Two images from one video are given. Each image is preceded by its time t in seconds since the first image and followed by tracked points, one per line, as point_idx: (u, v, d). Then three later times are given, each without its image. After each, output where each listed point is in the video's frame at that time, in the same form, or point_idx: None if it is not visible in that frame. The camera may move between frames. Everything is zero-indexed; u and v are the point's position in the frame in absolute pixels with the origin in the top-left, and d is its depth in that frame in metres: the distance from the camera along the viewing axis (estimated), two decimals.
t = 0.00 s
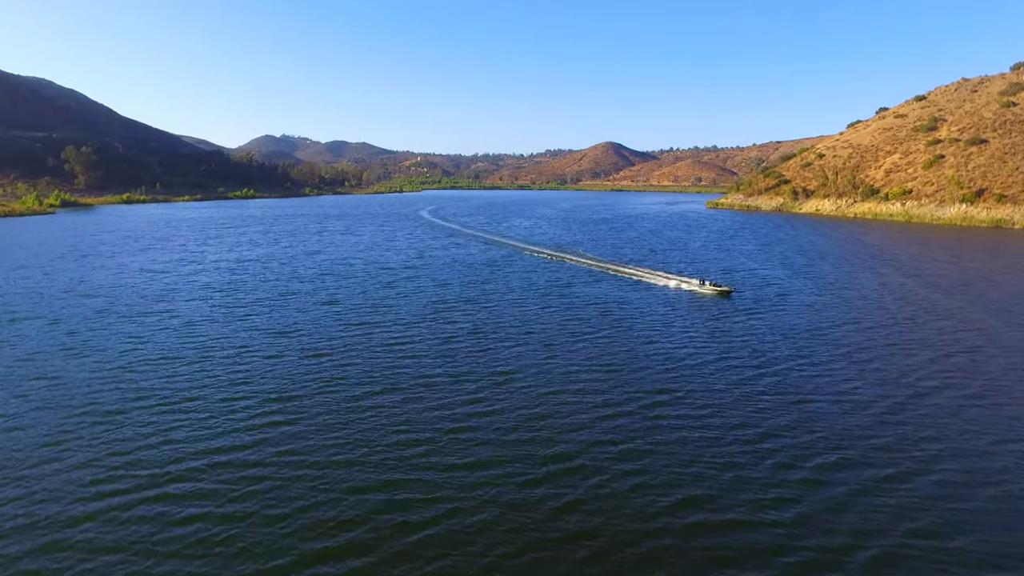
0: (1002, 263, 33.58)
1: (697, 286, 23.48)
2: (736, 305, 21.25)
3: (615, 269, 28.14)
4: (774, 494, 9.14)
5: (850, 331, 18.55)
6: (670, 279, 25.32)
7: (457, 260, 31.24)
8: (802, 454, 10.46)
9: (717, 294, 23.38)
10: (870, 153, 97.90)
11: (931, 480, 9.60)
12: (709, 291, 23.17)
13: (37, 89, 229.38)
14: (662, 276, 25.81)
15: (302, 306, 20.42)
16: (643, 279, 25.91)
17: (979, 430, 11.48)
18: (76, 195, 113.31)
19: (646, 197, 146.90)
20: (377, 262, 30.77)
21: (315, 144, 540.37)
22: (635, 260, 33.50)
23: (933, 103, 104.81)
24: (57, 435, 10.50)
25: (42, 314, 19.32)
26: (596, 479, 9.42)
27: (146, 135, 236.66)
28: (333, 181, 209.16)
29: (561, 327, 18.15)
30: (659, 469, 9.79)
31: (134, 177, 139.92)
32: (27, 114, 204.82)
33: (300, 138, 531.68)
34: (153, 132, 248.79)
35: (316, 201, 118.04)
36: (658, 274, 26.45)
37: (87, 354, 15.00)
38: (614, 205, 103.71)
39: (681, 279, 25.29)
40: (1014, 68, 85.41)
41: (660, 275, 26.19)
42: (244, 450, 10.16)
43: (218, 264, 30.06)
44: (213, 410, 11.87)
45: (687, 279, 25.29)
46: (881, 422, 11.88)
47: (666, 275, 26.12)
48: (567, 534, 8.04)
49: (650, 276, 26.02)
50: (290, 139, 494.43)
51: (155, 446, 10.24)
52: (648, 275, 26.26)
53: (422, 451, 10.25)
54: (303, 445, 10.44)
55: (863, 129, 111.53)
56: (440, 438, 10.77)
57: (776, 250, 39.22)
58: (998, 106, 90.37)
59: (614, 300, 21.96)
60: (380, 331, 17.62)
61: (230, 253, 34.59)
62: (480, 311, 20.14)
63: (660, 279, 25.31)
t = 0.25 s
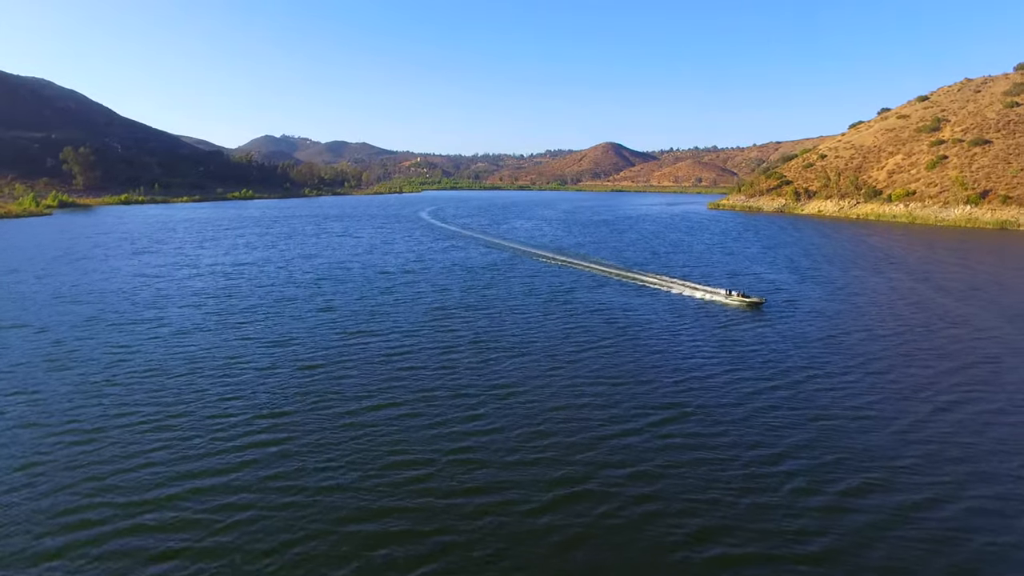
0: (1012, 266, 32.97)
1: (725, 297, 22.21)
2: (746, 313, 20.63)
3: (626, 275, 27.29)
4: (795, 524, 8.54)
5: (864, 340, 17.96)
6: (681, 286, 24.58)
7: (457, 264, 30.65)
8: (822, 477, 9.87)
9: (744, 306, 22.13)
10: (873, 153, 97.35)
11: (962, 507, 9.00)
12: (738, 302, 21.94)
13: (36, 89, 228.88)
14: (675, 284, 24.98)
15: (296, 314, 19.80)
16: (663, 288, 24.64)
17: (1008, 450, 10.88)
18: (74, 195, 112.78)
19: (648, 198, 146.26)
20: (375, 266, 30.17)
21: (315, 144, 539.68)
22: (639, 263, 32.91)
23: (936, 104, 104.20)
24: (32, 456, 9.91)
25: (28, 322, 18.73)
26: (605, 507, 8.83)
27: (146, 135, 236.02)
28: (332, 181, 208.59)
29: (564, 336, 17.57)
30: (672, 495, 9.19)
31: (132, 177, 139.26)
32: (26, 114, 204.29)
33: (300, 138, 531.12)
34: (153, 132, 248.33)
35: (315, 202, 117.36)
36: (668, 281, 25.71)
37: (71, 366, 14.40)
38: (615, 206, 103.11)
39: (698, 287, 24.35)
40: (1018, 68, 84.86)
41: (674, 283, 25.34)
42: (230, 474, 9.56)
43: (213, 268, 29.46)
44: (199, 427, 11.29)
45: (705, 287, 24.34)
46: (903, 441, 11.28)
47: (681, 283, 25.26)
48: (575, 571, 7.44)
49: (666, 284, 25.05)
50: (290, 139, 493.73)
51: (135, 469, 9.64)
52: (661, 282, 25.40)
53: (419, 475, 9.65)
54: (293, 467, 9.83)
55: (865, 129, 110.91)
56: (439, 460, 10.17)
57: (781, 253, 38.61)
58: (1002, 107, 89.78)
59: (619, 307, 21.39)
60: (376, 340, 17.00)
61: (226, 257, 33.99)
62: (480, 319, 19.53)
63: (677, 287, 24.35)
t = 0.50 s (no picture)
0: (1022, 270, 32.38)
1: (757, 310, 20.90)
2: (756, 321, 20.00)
3: (636, 282, 26.48)
4: (820, 558, 7.95)
5: (877, 349, 17.41)
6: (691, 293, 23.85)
7: (457, 268, 30.01)
8: (845, 503, 9.28)
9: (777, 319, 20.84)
10: (876, 154, 96.73)
11: (996, 538, 8.41)
12: (771, 314, 20.57)
13: (35, 88, 228.25)
14: (687, 292, 24.18)
15: (291, 322, 19.18)
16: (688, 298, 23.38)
17: None
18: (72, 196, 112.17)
19: (648, 198, 145.61)
20: (373, 270, 29.57)
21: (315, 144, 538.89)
22: (642, 267, 32.27)
23: (939, 104, 103.59)
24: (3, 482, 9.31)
25: (14, 331, 18.13)
26: (615, 538, 8.24)
27: (145, 136, 235.29)
28: (332, 182, 207.86)
29: (568, 346, 16.95)
30: (686, 525, 8.59)
31: (131, 178, 138.59)
32: (25, 114, 203.63)
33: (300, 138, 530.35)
34: (152, 132, 247.67)
35: (314, 203, 116.69)
36: (679, 288, 24.90)
37: (53, 379, 13.80)
38: (616, 207, 102.42)
39: (714, 296, 23.45)
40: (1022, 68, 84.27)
41: (685, 290, 24.52)
42: (214, 501, 8.94)
43: (208, 273, 28.85)
44: (184, 447, 10.68)
45: (724, 296, 23.35)
46: (928, 461, 10.69)
47: (694, 291, 24.41)
48: None
49: (680, 292, 24.16)
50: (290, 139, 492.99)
51: (111, 496, 9.02)
52: (673, 290, 24.55)
53: (416, 502, 9.05)
54: (281, 493, 9.22)
55: (867, 130, 110.24)
56: (438, 484, 9.57)
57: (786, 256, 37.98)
58: (1005, 107, 89.18)
59: (623, 314, 20.81)
60: (373, 351, 16.39)
61: (222, 260, 33.37)
62: (481, 327, 18.91)
63: (694, 296, 23.38)
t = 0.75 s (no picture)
0: None
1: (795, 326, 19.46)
2: (765, 330, 19.38)
3: (644, 288, 25.75)
4: None
5: (891, 359, 16.83)
6: (699, 301, 23.15)
7: (456, 273, 29.41)
8: (870, 532, 8.69)
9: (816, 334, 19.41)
10: (879, 155, 96.08)
11: None
12: (809, 329, 19.10)
13: (34, 88, 227.71)
14: (697, 299, 23.48)
15: (286, 330, 18.57)
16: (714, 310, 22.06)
17: None
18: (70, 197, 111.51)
19: (649, 199, 144.91)
20: (372, 275, 28.97)
21: (315, 145, 538.17)
22: (646, 270, 31.66)
23: (942, 104, 102.93)
24: None
25: None
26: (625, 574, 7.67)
27: (145, 136, 234.60)
28: (331, 182, 207.13)
29: (573, 357, 16.35)
30: (702, 558, 8.02)
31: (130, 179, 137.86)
32: (23, 114, 203.02)
33: (299, 138, 529.57)
34: (152, 132, 247.03)
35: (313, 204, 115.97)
36: (688, 295, 24.21)
37: (34, 392, 13.21)
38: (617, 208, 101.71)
39: (728, 305, 22.66)
40: None
41: (695, 298, 23.80)
42: (194, 532, 8.35)
43: (203, 277, 28.27)
44: (166, 468, 10.09)
45: (738, 305, 22.51)
46: (955, 483, 10.10)
47: (704, 299, 23.68)
48: None
49: (691, 300, 23.38)
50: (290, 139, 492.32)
51: (84, 526, 8.43)
52: (683, 298, 23.80)
53: (413, 532, 8.47)
54: (267, 522, 8.64)
55: (870, 130, 109.53)
56: (435, 511, 8.99)
57: (792, 259, 37.34)
58: (1009, 107, 88.56)
59: (628, 321, 20.23)
60: (371, 362, 15.80)
61: (217, 264, 32.77)
62: (482, 335, 18.31)
63: (708, 305, 22.52)
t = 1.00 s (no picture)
0: None
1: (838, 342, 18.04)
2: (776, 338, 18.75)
3: (651, 293, 25.01)
4: None
5: (908, 369, 16.21)
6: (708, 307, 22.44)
7: (456, 277, 28.79)
8: (900, 567, 8.09)
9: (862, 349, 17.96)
10: (882, 155, 95.48)
11: None
12: (852, 347, 17.70)
13: (34, 89, 226.41)
14: (706, 305, 22.76)
15: (280, 339, 17.97)
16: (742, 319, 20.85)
17: None
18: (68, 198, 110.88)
19: (650, 199, 144.12)
20: (370, 279, 28.37)
21: (315, 145, 537.47)
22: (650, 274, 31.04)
23: (945, 104, 102.31)
24: None
25: None
26: None
27: (145, 137, 233.95)
28: (331, 182, 206.44)
29: (578, 368, 15.73)
30: None
31: (129, 180, 137.20)
32: (22, 115, 202.41)
33: (300, 139, 529.98)
34: (151, 132, 246.45)
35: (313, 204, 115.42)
36: (697, 302, 23.45)
37: (13, 408, 12.59)
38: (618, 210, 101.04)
39: (740, 312, 21.88)
40: None
41: (704, 304, 23.05)
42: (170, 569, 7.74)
43: (198, 281, 27.65)
44: (145, 492, 9.47)
45: (751, 313, 21.72)
46: (987, 508, 9.49)
47: (713, 305, 22.95)
48: None
49: (700, 306, 22.64)
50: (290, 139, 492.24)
51: (53, 561, 7.81)
52: (693, 304, 23.04)
53: (409, 568, 7.87)
54: (251, 557, 8.01)
55: (873, 130, 108.83)
56: (433, 544, 8.38)
57: (797, 262, 36.69)
58: (1014, 107, 87.92)
59: (633, 329, 19.63)
60: (367, 374, 15.18)
61: (213, 267, 32.13)
62: (482, 344, 17.69)
63: (720, 312, 21.71)
